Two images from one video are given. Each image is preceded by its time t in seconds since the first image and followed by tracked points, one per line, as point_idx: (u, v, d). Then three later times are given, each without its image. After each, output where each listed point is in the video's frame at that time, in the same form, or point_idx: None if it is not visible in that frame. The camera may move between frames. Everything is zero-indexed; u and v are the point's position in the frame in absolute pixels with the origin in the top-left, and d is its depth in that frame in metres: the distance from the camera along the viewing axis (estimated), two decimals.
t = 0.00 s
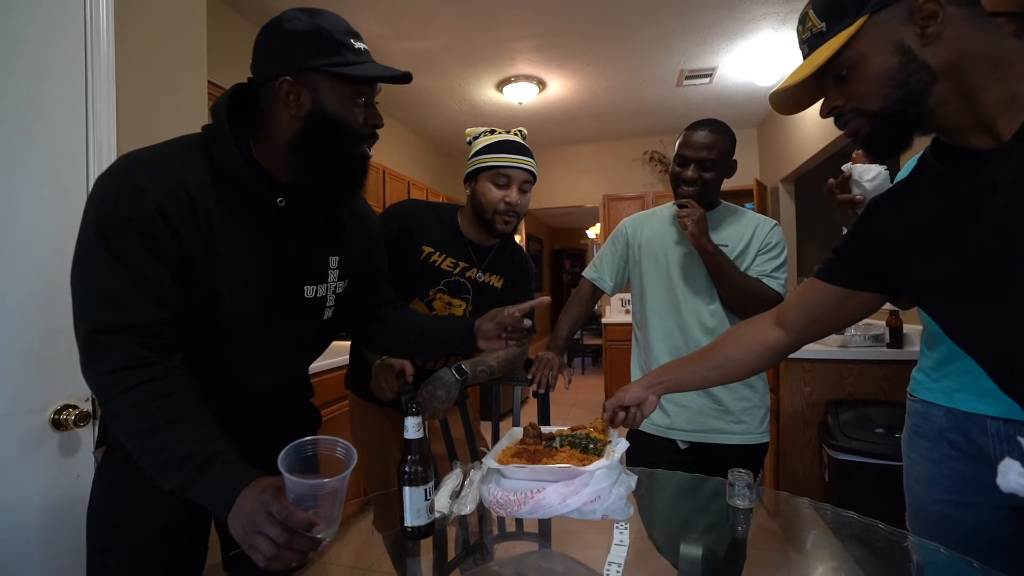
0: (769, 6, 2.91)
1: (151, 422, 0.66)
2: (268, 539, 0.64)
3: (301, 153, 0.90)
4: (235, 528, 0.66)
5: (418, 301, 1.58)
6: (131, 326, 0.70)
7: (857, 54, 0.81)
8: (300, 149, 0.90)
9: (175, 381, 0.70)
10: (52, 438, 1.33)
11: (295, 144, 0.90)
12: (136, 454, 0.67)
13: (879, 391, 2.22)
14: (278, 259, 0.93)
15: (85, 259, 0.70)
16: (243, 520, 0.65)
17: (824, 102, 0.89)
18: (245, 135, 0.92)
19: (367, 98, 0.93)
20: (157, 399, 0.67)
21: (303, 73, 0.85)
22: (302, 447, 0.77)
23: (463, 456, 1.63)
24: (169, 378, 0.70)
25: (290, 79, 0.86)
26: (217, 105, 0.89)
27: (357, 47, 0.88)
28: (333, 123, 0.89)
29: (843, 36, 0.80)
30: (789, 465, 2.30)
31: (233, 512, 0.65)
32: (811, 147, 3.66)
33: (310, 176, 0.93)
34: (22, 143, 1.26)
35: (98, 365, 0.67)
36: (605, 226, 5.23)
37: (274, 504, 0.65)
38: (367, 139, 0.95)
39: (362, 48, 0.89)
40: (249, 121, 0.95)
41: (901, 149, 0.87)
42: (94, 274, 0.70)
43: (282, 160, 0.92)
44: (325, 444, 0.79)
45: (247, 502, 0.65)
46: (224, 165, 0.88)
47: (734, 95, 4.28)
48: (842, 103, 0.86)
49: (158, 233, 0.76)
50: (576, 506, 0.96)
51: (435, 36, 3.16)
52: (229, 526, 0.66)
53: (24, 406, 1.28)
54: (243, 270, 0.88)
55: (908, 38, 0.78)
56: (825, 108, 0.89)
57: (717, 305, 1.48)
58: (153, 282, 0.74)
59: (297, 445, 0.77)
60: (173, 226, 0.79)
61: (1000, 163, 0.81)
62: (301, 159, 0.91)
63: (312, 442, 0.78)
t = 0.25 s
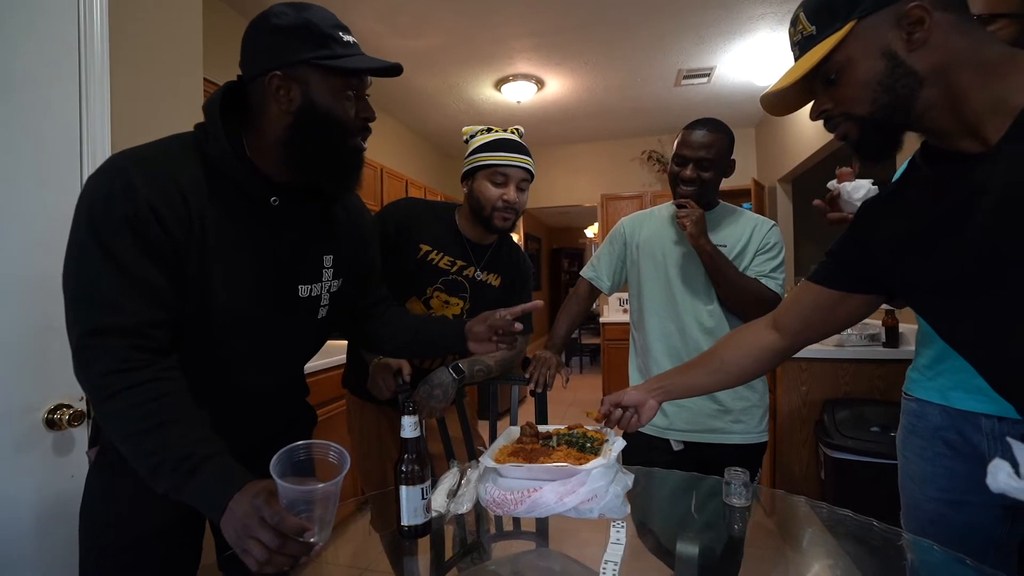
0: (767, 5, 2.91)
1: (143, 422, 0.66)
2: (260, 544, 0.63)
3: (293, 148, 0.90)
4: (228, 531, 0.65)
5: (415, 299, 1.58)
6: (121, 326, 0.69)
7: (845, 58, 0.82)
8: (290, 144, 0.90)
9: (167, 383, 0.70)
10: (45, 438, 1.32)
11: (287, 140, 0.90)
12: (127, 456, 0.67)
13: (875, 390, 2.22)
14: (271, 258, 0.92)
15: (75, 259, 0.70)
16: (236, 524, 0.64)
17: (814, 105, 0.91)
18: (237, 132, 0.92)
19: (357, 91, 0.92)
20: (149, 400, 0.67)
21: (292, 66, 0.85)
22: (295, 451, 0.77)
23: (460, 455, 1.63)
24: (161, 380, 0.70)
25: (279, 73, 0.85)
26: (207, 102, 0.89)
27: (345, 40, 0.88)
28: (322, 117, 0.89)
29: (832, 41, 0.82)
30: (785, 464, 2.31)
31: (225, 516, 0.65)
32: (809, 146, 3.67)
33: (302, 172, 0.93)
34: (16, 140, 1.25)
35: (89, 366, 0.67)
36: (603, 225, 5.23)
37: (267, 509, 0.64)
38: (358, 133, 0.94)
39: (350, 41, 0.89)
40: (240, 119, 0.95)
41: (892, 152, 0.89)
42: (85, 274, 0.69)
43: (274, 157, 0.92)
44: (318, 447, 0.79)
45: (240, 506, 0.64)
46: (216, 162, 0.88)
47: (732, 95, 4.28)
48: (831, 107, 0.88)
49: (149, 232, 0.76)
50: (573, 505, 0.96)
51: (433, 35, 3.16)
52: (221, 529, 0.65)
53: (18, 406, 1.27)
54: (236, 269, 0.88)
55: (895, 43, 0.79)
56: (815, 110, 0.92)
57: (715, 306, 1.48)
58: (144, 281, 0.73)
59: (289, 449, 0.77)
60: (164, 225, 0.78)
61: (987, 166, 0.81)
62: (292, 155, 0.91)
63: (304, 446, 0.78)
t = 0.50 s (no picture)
0: (764, 5, 2.91)
1: (131, 419, 0.66)
2: (249, 540, 0.63)
3: (285, 143, 0.90)
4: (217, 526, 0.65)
5: (412, 298, 1.58)
6: (110, 322, 0.69)
7: (826, 70, 0.83)
8: (282, 140, 0.90)
9: (156, 379, 0.70)
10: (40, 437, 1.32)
11: (279, 135, 0.89)
12: (116, 454, 0.67)
13: (870, 388, 2.23)
14: (264, 254, 0.92)
15: (64, 254, 0.70)
16: (225, 520, 0.64)
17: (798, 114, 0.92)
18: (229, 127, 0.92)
19: (349, 86, 0.91)
20: (138, 396, 0.67)
21: (284, 61, 0.84)
22: (284, 446, 0.77)
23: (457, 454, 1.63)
24: (150, 376, 0.69)
25: (271, 68, 0.85)
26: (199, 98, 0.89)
27: (337, 35, 0.87)
28: (314, 112, 0.88)
29: (812, 54, 0.82)
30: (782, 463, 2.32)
31: (215, 511, 0.64)
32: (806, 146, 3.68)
33: (294, 168, 0.92)
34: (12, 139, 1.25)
35: (78, 362, 0.67)
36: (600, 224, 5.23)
37: (256, 504, 0.64)
38: (350, 129, 0.94)
39: (341, 36, 0.88)
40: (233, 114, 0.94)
41: (871, 160, 0.90)
42: (74, 270, 0.69)
43: (266, 152, 0.92)
44: (308, 442, 0.79)
45: (229, 502, 0.64)
46: (207, 159, 0.88)
47: (729, 94, 4.29)
48: (813, 117, 0.88)
49: (139, 227, 0.76)
50: (569, 503, 0.96)
51: (430, 33, 3.15)
52: (211, 526, 0.65)
53: (13, 404, 1.27)
54: (228, 265, 0.88)
55: (872, 56, 0.80)
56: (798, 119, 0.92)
57: (713, 305, 1.48)
58: (134, 277, 0.73)
59: (279, 445, 0.77)
60: (155, 220, 0.78)
61: (973, 172, 0.79)
62: (284, 150, 0.90)
63: (294, 442, 0.78)
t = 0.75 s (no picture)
0: (763, 5, 2.92)
1: (126, 417, 0.65)
2: (242, 541, 0.62)
3: (281, 140, 0.90)
4: (211, 527, 0.64)
5: (410, 297, 1.58)
6: (104, 320, 0.69)
7: (804, 85, 0.83)
8: (278, 136, 0.89)
9: (152, 378, 0.69)
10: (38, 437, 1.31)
11: (275, 132, 0.89)
12: (110, 453, 0.66)
13: (869, 388, 2.24)
14: (261, 252, 0.92)
15: (59, 252, 0.70)
16: (218, 520, 0.64)
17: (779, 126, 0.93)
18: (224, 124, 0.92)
19: (345, 83, 0.91)
20: (133, 394, 0.67)
21: (279, 58, 0.84)
22: (277, 447, 0.77)
23: (456, 453, 1.63)
24: (145, 374, 0.69)
25: (266, 65, 0.84)
26: (196, 95, 0.88)
27: (332, 32, 0.87)
28: (310, 109, 0.88)
29: (789, 71, 0.82)
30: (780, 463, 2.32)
31: (209, 511, 0.64)
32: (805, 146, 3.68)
33: (290, 164, 0.92)
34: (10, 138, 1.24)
35: (72, 360, 0.67)
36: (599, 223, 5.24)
37: (248, 505, 0.64)
38: (346, 126, 0.94)
39: (337, 33, 0.88)
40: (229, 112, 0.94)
41: (852, 171, 0.91)
42: (69, 268, 0.69)
43: (262, 149, 0.91)
44: (302, 442, 0.79)
45: (222, 502, 0.64)
46: (203, 156, 0.87)
47: (727, 94, 4.29)
48: (794, 129, 0.89)
49: (135, 225, 0.75)
50: (567, 503, 0.96)
51: (429, 32, 3.15)
52: (204, 526, 0.65)
53: (11, 403, 1.26)
54: (225, 263, 0.87)
55: (848, 71, 0.80)
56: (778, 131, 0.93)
57: (712, 305, 1.48)
58: (129, 275, 0.73)
59: (272, 446, 0.76)
60: (150, 218, 0.78)
61: (951, 184, 0.79)
62: (280, 147, 0.90)
63: (287, 442, 0.78)
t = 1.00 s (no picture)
0: (762, 5, 2.92)
1: (120, 416, 0.65)
2: (242, 539, 0.62)
3: (277, 136, 0.89)
4: (211, 526, 0.64)
5: (409, 296, 1.57)
6: (99, 317, 0.68)
7: (792, 91, 0.83)
8: (274, 132, 0.89)
9: (148, 376, 0.69)
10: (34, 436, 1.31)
11: (271, 128, 0.89)
12: (107, 451, 0.66)
13: (866, 387, 2.24)
14: (258, 249, 0.92)
15: (54, 249, 0.69)
16: (217, 519, 0.63)
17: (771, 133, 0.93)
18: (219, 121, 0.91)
19: (343, 79, 0.91)
20: (129, 392, 0.66)
21: (275, 52, 0.83)
22: (276, 445, 0.77)
23: (454, 452, 1.63)
24: (141, 373, 0.69)
25: (262, 60, 0.84)
26: (191, 92, 0.88)
27: (329, 27, 0.87)
28: (307, 104, 0.87)
29: (779, 76, 0.83)
30: (778, 462, 2.33)
31: (208, 510, 0.64)
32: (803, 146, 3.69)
33: (287, 161, 0.92)
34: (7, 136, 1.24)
35: (67, 358, 0.66)
36: (598, 223, 5.24)
37: (247, 503, 0.63)
38: (344, 121, 0.93)
39: (333, 28, 0.88)
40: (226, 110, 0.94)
41: (845, 177, 0.90)
42: (64, 265, 0.69)
43: (258, 145, 0.91)
44: (300, 440, 0.79)
45: (220, 501, 0.64)
46: (199, 153, 0.87)
47: (726, 94, 4.30)
48: (785, 135, 0.89)
49: (130, 221, 0.75)
50: (565, 502, 0.96)
51: (428, 31, 3.14)
52: (202, 524, 0.65)
53: (7, 402, 1.26)
54: (221, 259, 0.87)
55: (835, 77, 0.80)
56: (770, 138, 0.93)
57: (709, 304, 1.48)
58: (124, 271, 0.72)
59: (270, 444, 0.76)
60: (146, 214, 0.78)
61: (939, 188, 0.77)
62: (276, 143, 0.90)
63: (286, 440, 0.78)
